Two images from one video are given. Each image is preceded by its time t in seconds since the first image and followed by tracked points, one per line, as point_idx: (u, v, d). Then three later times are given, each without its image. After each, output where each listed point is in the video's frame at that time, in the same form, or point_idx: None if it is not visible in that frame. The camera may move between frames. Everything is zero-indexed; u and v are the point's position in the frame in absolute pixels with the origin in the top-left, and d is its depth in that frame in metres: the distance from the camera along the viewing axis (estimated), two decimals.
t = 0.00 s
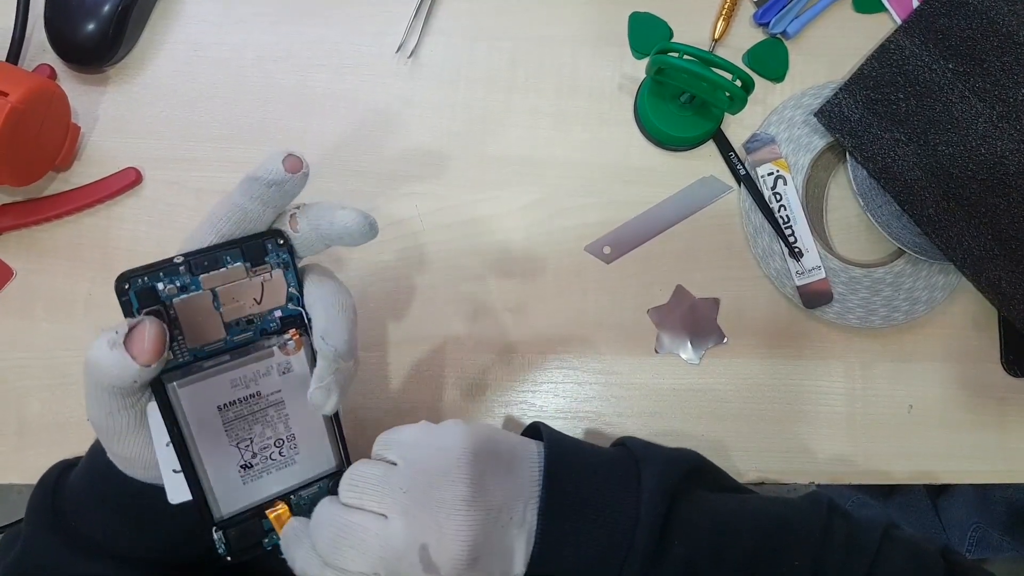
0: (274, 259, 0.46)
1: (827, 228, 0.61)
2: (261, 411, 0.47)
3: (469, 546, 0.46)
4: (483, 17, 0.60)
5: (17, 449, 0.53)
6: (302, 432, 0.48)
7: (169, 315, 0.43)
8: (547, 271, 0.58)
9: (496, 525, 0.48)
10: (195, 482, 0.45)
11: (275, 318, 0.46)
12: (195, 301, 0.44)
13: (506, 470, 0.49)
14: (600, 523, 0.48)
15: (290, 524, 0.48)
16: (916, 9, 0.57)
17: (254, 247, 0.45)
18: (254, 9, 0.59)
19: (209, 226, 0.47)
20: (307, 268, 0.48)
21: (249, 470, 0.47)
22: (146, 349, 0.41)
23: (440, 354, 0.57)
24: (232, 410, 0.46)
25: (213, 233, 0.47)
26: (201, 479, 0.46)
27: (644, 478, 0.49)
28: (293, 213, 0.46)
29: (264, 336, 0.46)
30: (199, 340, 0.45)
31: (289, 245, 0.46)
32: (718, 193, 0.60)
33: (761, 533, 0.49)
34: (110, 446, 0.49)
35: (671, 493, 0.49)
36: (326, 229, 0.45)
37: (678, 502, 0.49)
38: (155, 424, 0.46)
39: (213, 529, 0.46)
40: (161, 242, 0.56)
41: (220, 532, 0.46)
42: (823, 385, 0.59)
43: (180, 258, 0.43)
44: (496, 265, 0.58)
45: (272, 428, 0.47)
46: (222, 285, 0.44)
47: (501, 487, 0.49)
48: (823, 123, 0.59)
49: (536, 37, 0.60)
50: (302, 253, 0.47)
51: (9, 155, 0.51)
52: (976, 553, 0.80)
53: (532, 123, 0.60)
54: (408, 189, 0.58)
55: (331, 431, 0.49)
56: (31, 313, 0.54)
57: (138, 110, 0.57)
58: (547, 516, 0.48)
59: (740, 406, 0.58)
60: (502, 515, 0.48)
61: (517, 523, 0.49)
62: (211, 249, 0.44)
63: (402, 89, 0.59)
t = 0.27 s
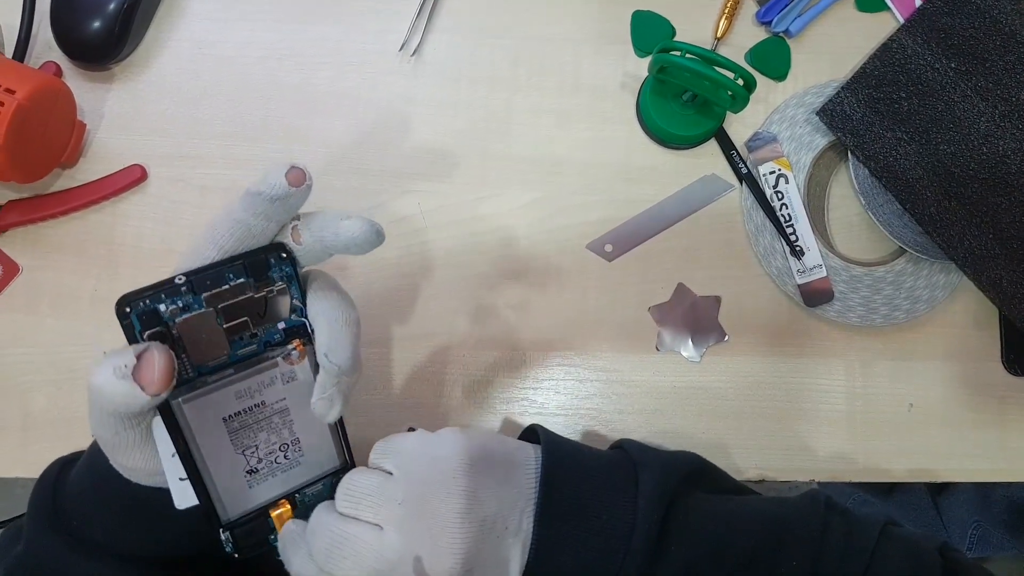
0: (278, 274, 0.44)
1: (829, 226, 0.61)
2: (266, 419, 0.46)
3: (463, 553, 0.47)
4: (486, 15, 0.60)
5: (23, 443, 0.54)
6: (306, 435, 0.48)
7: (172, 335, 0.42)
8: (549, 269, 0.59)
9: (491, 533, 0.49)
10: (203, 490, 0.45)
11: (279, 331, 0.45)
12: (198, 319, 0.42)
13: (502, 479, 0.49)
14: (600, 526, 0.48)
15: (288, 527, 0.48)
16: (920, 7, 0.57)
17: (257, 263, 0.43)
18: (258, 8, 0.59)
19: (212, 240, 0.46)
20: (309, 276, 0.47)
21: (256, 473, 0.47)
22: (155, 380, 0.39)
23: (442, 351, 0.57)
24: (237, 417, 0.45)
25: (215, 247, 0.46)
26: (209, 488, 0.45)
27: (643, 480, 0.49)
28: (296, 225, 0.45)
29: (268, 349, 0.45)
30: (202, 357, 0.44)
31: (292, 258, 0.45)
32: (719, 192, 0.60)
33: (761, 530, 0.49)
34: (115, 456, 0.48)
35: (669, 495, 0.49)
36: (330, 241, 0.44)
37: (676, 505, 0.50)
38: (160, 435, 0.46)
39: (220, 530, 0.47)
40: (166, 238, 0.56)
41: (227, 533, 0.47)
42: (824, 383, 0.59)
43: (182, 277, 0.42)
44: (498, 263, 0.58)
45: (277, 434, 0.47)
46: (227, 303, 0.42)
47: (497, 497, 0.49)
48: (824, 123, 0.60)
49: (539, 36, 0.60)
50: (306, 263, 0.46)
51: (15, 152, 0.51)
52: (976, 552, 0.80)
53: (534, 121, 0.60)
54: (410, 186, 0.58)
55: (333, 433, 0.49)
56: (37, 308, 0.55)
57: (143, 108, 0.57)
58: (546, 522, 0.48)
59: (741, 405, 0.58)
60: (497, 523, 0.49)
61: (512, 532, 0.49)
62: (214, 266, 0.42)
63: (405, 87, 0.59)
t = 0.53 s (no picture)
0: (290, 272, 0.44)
1: (835, 225, 0.61)
2: (278, 417, 0.46)
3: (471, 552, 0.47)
4: (494, 13, 0.60)
5: (32, 438, 0.54)
6: (318, 433, 0.48)
7: (187, 334, 0.42)
8: (556, 266, 0.59)
9: (497, 533, 0.49)
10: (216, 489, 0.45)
11: (291, 329, 0.45)
12: (212, 317, 0.42)
13: (509, 476, 0.50)
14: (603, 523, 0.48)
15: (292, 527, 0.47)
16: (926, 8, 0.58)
17: (268, 262, 0.43)
18: (268, 5, 0.59)
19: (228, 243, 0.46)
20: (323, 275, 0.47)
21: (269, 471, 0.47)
22: (171, 378, 0.38)
23: (449, 348, 0.58)
24: (250, 415, 0.45)
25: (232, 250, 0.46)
26: (223, 489, 0.46)
27: (646, 478, 0.49)
28: (309, 226, 0.45)
29: (279, 347, 0.45)
30: (216, 355, 0.44)
31: (304, 258, 0.44)
32: (726, 190, 0.60)
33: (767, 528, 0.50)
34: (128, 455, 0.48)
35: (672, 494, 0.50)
36: (341, 240, 0.44)
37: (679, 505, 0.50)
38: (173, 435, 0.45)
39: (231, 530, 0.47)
40: (174, 234, 0.56)
41: (238, 533, 0.47)
42: (830, 381, 0.59)
43: (197, 276, 0.42)
44: (505, 260, 0.59)
45: (288, 432, 0.47)
46: (241, 300, 0.42)
47: (505, 495, 0.49)
48: (832, 121, 0.60)
49: (547, 34, 0.61)
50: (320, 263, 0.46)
51: (27, 147, 0.51)
52: (980, 552, 0.81)
53: (541, 118, 0.60)
54: (418, 183, 0.58)
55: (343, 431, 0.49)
56: (46, 303, 0.55)
57: (152, 104, 0.58)
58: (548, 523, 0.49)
59: (746, 403, 0.58)
60: (504, 522, 0.49)
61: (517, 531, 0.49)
62: (227, 265, 0.42)
63: (413, 85, 0.59)
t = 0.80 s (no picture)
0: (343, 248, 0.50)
1: (846, 227, 0.61)
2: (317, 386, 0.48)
3: (456, 470, 0.40)
4: (504, 15, 0.60)
5: (44, 442, 0.54)
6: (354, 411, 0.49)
7: (251, 282, 0.47)
8: (566, 269, 0.59)
9: (495, 461, 0.41)
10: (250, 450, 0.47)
11: (339, 302, 0.50)
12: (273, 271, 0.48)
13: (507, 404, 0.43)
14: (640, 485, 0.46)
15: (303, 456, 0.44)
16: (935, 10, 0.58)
17: (328, 232, 0.49)
18: (277, 8, 0.59)
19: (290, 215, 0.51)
20: (369, 263, 0.52)
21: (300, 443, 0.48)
22: (234, 291, 0.45)
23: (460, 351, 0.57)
24: (292, 379, 0.48)
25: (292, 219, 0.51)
26: (254, 453, 0.47)
27: (669, 443, 0.48)
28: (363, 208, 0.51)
29: (327, 317, 0.50)
30: (272, 309, 0.48)
31: (356, 236, 0.50)
32: (737, 192, 0.60)
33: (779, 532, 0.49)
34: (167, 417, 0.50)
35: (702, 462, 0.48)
36: (393, 213, 0.50)
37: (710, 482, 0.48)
38: (221, 390, 0.49)
39: (255, 509, 0.47)
40: (185, 238, 0.56)
41: (263, 513, 0.47)
42: (841, 384, 0.59)
43: (266, 233, 0.48)
44: (515, 263, 0.59)
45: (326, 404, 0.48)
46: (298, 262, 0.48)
47: (500, 425, 0.42)
48: (842, 123, 0.59)
49: (556, 36, 0.61)
50: (368, 246, 0.51)
51: (38, 151, 0.51)
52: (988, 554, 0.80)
53: (551, 121, 0.60)
54: (428, 186, 0.58)
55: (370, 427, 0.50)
56: (57, 307, 0.55)
57: (162, 107, 0.58)
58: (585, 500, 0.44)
59: (757, 405, 0.58)
60: (505, 455, 0.42)
61: (530, 467, 0.43)
62: (292, 229, 0.48)
63: (423, 88, 0.59)
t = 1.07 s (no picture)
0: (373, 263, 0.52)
1: (853, 233, 0.61)
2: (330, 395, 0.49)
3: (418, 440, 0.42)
4: (509, 22, 0.60)
5: (51, 452, 0.54)
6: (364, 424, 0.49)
7: (279, 285, 0.49)
8: (573, 275, 0.59)
9: (459, 433, 0.42)
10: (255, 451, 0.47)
11: (360, 314, 0.51)
12: (300, 278, 0.49)
13: (471, 380, 0.44)
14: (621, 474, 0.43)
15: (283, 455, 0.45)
16: (941, 14, 0.58)
17: (359, 246, 0.51)
18: (283, 15, 0.59)
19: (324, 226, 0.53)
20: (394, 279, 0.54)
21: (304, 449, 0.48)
22: (257, 289, 0.47)
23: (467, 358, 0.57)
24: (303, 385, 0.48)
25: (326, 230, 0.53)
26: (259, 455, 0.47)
27: (655, 428, 0.45)
28: (394, 225, 0.55)
29: (348, 326, 0.50)
30: (297, 314, 0.49)
31: (385, 252, 0.52)
32: (744, 198, 0.60)
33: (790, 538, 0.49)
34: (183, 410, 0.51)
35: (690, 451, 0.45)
36: (424, 228, 0.54)
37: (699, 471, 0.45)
38: (235, 387, 0.49)
39: (253, 512, 0.46)
40: (192, 247, 0.56)
41: (260, 518, 0.46)
42: (849, 390, 0.59)
43: (298, 240, 0.50)
44: (522, 270, 0.58)
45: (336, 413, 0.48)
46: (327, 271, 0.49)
47: (462, 398, 0.43)
48: (849, 128, 0.59)
49: (563, 43, 0.61)
50: (397, 262, 0.54)
51: (44, 160, 0.51)
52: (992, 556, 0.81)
53: (558, 128, 0.60)
54: (434, 193, 0.58)
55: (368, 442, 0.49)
56: (64, 316, 0.55)
57: (168, 116, 0.57)
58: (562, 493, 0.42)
59: (766, 411, 0.58)
60: (471, 427, 0.43)
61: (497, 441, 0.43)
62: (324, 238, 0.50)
63: (429, 95, 0.59)
